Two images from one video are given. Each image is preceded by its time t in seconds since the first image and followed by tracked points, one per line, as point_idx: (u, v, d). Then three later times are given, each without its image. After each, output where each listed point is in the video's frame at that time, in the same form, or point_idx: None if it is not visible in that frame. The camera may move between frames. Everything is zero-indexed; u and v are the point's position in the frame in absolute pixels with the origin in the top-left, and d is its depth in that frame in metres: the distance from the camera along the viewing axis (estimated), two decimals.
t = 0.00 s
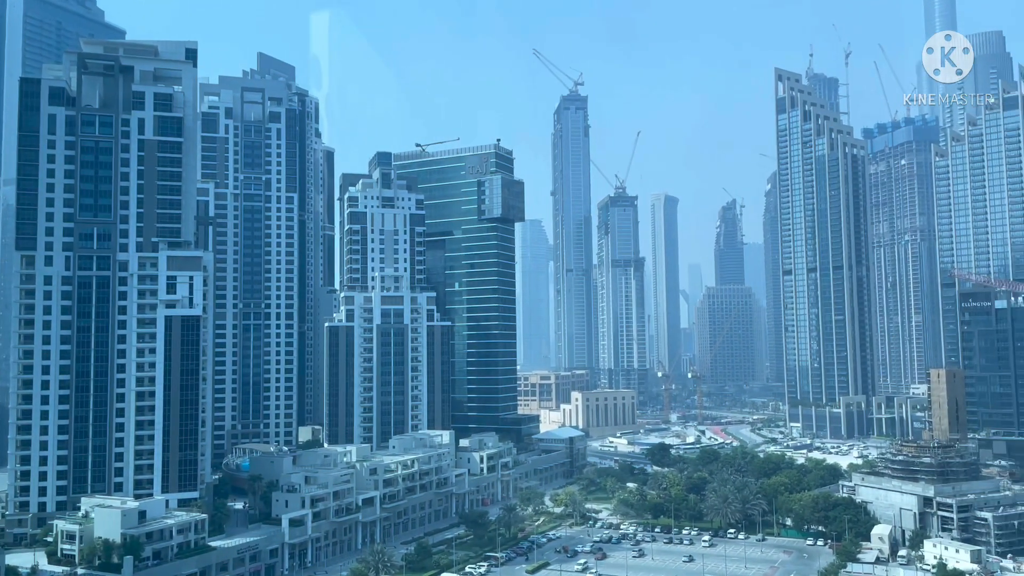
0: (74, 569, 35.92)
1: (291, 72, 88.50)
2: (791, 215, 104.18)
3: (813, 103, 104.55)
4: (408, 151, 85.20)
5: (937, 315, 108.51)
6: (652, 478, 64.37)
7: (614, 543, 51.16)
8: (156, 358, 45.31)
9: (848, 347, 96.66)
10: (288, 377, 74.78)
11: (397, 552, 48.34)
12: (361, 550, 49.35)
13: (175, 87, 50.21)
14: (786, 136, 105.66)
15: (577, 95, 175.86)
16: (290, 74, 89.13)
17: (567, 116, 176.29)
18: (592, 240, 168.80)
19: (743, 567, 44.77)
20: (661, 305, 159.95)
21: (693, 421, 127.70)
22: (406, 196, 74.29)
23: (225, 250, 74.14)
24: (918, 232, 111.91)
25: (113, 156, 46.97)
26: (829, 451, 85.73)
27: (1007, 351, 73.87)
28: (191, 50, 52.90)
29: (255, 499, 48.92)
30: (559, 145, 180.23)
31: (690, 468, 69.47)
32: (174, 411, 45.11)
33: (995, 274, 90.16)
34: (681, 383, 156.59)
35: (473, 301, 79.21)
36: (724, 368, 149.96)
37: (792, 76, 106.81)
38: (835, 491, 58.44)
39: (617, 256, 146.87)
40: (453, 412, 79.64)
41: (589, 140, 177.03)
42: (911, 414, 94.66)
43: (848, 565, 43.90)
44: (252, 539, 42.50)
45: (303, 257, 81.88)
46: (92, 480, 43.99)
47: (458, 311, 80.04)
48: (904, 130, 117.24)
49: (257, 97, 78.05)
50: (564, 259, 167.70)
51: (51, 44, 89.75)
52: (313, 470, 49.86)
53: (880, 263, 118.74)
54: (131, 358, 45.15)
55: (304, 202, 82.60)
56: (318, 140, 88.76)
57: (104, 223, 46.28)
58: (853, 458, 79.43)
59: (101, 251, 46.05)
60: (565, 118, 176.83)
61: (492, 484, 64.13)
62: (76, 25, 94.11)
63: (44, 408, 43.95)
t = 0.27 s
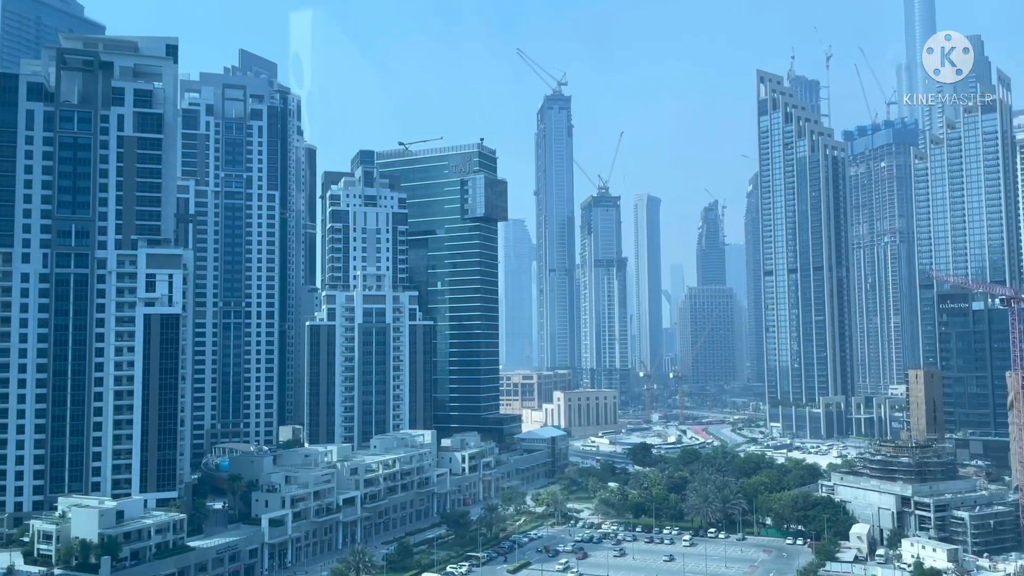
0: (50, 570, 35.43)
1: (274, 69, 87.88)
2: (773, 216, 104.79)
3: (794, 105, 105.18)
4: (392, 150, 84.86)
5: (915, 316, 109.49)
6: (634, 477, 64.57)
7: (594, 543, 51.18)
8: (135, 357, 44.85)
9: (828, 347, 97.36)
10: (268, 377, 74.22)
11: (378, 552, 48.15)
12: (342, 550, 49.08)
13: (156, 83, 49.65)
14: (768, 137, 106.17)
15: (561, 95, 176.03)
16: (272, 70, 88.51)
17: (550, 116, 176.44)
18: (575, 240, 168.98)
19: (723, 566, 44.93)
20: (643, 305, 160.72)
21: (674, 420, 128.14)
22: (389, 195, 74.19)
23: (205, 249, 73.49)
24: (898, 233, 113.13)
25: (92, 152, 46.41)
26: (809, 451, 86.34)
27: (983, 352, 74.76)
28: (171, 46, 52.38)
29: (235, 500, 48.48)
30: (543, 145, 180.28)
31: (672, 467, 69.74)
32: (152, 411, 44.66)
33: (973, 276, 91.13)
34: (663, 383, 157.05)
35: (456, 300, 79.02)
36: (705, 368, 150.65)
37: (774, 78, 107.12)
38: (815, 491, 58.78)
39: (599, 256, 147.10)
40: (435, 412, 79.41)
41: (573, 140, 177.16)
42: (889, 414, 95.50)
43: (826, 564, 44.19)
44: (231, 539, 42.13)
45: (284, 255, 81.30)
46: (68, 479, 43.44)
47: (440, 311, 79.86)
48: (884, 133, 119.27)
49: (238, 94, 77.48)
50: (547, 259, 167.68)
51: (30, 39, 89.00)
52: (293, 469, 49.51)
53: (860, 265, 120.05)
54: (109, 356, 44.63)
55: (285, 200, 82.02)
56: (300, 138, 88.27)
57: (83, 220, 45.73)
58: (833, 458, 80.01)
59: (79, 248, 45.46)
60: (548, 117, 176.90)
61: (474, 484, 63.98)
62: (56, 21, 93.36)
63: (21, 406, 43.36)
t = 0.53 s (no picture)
0: (18, 570, 34.92)
1: (249, 65, 87.09)
2: (748, 217, 105.55)
3: (769, 107, 106.00)
4: (369, 148, 84.49)
5: (887, 317, 111.02)
6: (609, 476, 64.82)
7: (569, 541, 51.33)
8: (106, 354, 44.25)
9: (802, 347, 98.32)
10: (242, 375, 73.61)
11: (353, 552, 47.94)
12: (316, 549, 48.80)
13: (129, 78, 49.04)
14: (744, 139, 106.87)
15: (539, 94, 176.16)
16: (248, 66, 87.77)
17: (529, 115, 176.54)
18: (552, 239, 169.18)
19: (697, 565, 45.23)
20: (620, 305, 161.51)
21: (650, 420, 128.85)
22: (365, 192, 73.63)
23: (179, 246, 72.75)
24: (870, 235, 114.77)
25: (64, 147, 45.76)
26: (782, 450, 87.20)
27: (953, 352, 75.91)
28: (146, 40, 51.73)
29: (208, 499, 48.04)
30: (520, 144, 180.30)
31: (647, 466, 70.10)
32: (124, 409, 44.17)
33: (943, 277, 92.49)
34: (638, 382, 157.85)
35: (432, 299, 78.78)
36: (680, 368, 151.54)
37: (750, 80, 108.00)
38: (788, 489, 59.34)
39: (576, 255, 147.62)
40: (410, 411, 79.14)
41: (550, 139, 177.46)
42: (860, 414, 96.66)
43: (798, 562, 44.66)
44: (203, 539, 41.75)
45: (259, 253, 80.65)
46: (38, 478, 42.79)
47: (417, 309, 79.62)
48: (857, 136, 120.74)
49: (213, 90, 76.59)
50: (524, 258, 167.71)
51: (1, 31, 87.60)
52: (267, 468, 49.13)
53: (833, 266, 121.41)
54: (80, 354, 43.97)
55: (260, 197, 81.35)
56: (276, 135, 87.60)
57: (54, 215, 45.07)
58: (805, 457, 80.81)
59: (50, 244, 44.79)
60: (526, 117, 176.98)
61: (449, 483, 63.86)
62: (29, 14, 92.04)
63: None
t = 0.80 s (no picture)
0: None
1: (230, 61, 86.44)
2: (728, 217, 106.00)
3: (750, 109, 106.65)
4: (350, 145, 84.14)
5: (864, 317, 112.12)
6: (590, 475, 64.98)
7: (550, 541, 51.41)
8: (83, 352, 43.73)
9: (781, 347, 98.95)
10: (221, 374, 73.09)
11: (332, 551, 47.75)
12: (295, 549, 48.55)
13: (108, 73, 48.33)
14: (724, 140, 107.34)
15: (522, 93, 176.26)
16: (228, 63, 87.14)
17: (511, 114, 176.63)
18: (534, 238, 169.31)
19: (676, 564, 45.41)
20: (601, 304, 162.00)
21: (630, 419, 129.26)
22: (346, 189, 73.18)
23: (157, 243, 72.14)
24: (849, 236, 115.95)
25: (41, 143, 45.21)
26: (761, 449, 87.81)
27: (929, 353, 76.78)
28: (125, 36, 51.13)
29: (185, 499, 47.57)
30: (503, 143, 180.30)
31: (627, 465, 70.34)
32: (101, 408, 43.69)
33: (920, 279, 93.44)
34: (619, 382, 158.24)
35: (414, 298, 78.66)
36: (661, 367, 152.13)
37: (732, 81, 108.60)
38: (767, 488, 59.71)
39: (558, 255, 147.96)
40: (391, 410, 78.84)
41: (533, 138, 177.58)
42: (838, 413, 97.48)
43: (776, 560, 45.00)
44: (181, 539, 41.40)
45: (239, 251, 80.09)
46: (13, 477, 42.24)
47: (398, 308, 79.39)
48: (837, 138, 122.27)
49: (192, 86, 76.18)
50: (506, 257, 167.63)
51: None
52: (246, 468, 48.79)
53: (812, 267, 122.51)
54: (57, 352, 43.46)
55: (240, 195, 80.80)
56: (257, 132, 87.08)
57: (30, 212, 44.55)
58: (784, 456, 81.45)
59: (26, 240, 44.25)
60: (508, 115, 177.06)
61: (430, 482, 63.72)
62: (6, 8, 90.90)
63: None
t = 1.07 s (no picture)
0: None
1: (204, 55, 85.56)
2: (703, 218, 106.62)
3: (725, 110, 107.36)
4: (326, 142, 83.60)
5: (837, 317, 113.31)
6: (565, 474, 65.08)
7: (525, 539, 51.37)
8: (52, 350, 43.01)
9: (754, 347, 99.75)
10: (193, 372, 72.34)
11: (306, 551, 47.42)
12: (268, 548, 48.16)
13: (79, 66, 47.63)
14: (700, 141, 107.92)
15: (499, 92, 176.23)
16: (202, 57, 86.18)
17: (488, 113, 176.60)
18: (511, 237, 169.37)
19: (649, 562, 45.61)
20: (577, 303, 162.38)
21: (605, 417, 129.63)
22: (321, 186, 72.66)
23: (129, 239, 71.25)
24: (822, 237, 117.16)
25: (10, 137, 44.50)
26: (734, 448, 88.50)
27: (900, 353, 77.73)
28: (97, 29, 50.40)
29: (156, 498, 46.99)
30: (480, 141, 180.18)
31: (602, 464, 70.56)
32: (70, 406, 43.00)
33: (891, 280, 94.57)
34: (595, 381, 158.69)
35: (389, 296, 78.24)
36: (636, 366, 152.72)
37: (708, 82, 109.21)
38: (740, 486, 60.15)
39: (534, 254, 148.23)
40: (366, 408, 78.40)
41: (510, 137, 177.62)
42: (810, 412, 98.47)
43: (749, 558, 45.40)
44: (152, 538, 40.91)
45: (212, 248, 79.28)
46: None
47: (373, 306, 78.93)
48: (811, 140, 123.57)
49: (166, 81, 74.74)
50: (482, 255, 167.42)
51: None
52: (219, 467, 48.31)
53: (785, 267, 123.62)
54: (25, 349, 42.70)
55: (214, 191, 80.02)
56: (231, 128, 86.28)
57: None
58: (757, 455, 82.08)
59: None
60: (485, 114, 177.03)
61: (405, 481, 63.48)
62: None
63: None
